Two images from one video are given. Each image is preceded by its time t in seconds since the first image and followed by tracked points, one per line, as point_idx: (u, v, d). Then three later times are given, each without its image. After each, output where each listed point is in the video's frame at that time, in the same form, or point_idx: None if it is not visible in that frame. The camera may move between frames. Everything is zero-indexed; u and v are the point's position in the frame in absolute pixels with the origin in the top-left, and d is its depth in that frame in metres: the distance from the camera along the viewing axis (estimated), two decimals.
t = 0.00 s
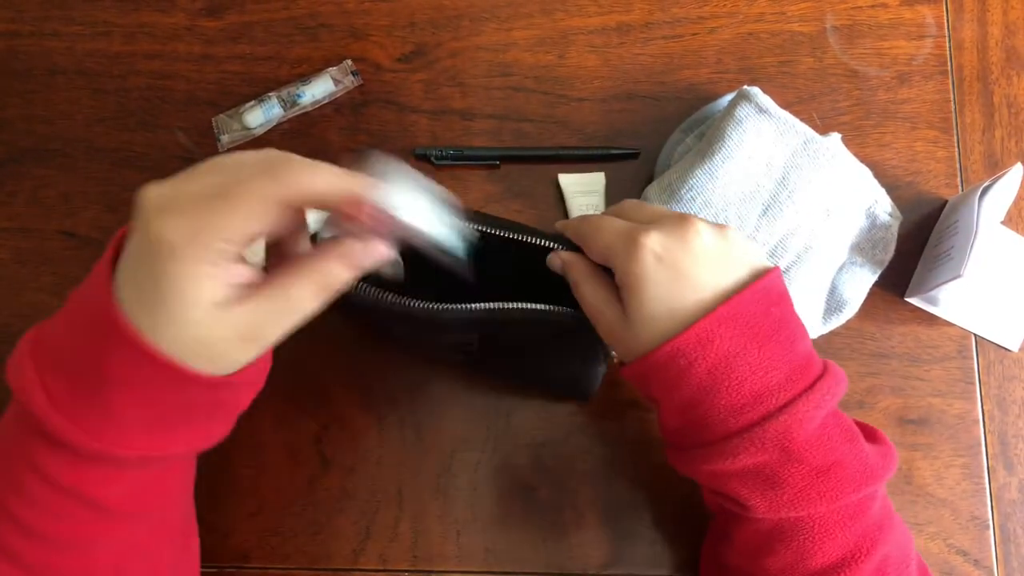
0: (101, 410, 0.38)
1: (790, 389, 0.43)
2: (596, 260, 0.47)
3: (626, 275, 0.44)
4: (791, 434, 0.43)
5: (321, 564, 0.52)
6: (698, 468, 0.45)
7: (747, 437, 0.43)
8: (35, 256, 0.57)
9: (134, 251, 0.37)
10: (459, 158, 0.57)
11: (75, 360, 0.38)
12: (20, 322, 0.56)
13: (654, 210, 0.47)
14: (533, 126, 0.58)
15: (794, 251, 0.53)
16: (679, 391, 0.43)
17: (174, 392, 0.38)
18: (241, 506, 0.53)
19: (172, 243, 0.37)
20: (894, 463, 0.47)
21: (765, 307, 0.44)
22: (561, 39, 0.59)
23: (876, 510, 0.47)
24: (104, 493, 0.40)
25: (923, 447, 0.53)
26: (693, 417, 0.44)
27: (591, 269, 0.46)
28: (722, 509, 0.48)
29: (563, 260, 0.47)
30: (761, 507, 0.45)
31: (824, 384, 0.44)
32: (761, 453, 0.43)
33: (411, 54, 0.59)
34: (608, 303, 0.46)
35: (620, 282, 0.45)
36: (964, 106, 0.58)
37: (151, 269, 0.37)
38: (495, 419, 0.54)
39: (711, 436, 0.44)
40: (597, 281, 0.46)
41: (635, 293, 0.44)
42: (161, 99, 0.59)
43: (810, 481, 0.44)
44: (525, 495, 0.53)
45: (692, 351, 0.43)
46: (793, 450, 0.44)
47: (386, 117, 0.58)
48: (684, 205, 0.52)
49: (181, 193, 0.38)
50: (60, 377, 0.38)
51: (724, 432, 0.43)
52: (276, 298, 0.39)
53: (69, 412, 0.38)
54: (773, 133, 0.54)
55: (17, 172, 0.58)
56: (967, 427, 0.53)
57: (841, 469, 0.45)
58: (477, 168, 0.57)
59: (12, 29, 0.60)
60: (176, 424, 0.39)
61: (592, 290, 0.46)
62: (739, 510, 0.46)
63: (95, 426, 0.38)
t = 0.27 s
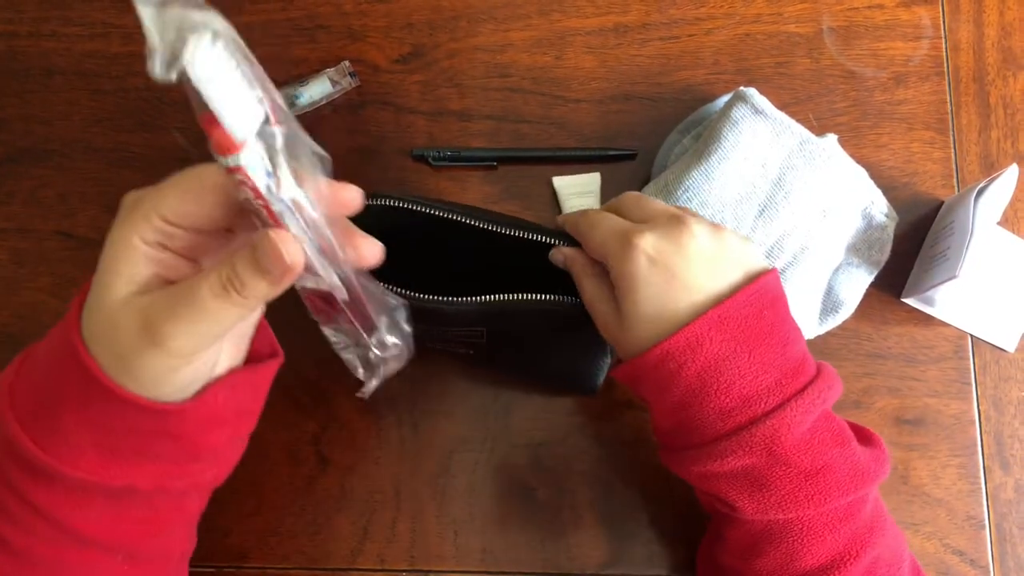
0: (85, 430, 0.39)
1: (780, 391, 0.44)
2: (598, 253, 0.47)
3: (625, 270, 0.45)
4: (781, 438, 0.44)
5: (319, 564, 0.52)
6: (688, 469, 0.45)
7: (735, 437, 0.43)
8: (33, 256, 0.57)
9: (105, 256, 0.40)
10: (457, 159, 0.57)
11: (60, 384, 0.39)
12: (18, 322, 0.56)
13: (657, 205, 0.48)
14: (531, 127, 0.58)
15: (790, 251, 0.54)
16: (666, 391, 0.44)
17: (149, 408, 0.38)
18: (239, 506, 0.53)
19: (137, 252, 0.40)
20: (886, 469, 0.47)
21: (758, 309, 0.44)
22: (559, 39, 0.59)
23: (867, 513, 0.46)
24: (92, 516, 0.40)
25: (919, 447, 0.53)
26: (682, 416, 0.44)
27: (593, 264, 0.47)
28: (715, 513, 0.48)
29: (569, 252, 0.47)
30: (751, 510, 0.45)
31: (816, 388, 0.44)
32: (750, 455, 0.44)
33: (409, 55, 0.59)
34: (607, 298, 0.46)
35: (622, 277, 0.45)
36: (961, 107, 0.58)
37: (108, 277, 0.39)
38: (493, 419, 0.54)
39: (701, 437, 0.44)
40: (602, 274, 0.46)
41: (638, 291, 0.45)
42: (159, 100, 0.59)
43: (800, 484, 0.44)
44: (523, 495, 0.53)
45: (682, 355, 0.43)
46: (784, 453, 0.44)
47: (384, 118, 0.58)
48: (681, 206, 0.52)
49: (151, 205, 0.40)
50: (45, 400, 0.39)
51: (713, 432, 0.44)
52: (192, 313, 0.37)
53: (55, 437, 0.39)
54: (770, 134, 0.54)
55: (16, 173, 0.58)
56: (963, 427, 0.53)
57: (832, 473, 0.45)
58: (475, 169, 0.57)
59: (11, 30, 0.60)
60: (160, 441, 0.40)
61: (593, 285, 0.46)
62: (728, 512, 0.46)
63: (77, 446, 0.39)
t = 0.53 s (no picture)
0: (116, 469, 0.41)
1: (771, 424, 0.44)
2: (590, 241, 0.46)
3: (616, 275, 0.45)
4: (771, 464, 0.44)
5: (318, 564, 0.52)
6: (681, 498, 0.46)
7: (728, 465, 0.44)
8: (31, 255, 0.57)
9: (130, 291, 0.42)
10: (456, 157, 0.57)
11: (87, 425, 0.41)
12: (15, 322, 0.56)
13: (658, 207, 0.46)
14: (530, 125, 0.58)
15: (789, 250, 0.54)
16: (659, 421, 0.44)
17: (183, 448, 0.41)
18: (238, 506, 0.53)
19: (165, 288, 0.42)
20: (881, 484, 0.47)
21: (755, 337, 0.44)
22: (558, 37, 0.59)
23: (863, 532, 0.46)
24: (124, 550, 0.43)
25: (920, 447, 0.53)
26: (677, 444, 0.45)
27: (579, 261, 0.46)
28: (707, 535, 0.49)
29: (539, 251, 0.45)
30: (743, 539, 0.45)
31: (808, 418, 0.44)
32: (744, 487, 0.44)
33: (408, 53, 0.59)
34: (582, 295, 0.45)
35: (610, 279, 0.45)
36: (961, 105, 0.58)
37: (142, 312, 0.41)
38: (491, 419, 0.54)
39: (695, 467, 0.45)
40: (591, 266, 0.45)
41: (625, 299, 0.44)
42: (157, 98, 0.59)
43: (794, 510, 0.44)
44: (522, 495, 0.53)
45: (673, 387, 0.43)
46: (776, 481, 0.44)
47: (382, 116, 0.58)
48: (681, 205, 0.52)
49: (175, 233, 0.42)
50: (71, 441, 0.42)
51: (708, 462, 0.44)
52: (234, 352, 0.39)
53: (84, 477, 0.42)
54: (769, 132, 0.53)
55: (13, 172, 0.58)
56: (964, 427, 0.53)
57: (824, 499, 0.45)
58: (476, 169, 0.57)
59: (8, 28, 0.60)
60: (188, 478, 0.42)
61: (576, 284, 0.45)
62: (720, 540, 0.47)
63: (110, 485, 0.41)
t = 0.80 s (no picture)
0: (144, 479, 0.42)
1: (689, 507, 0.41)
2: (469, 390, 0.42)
3: (503, 424, 0.41)
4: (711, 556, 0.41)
5: (314, 563, 0.52)
6: None
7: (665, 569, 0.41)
8: (29, 255, 0.57)
9: (146, 300, 0.44)
10: (452, 158, 0.57)
11: (112, 439, 0.42)
12: (13, 321, 0.56)
13: (560, 317, 0.43)
14: (526, 126, 0.58)
15: (783, 251, 0.54)
16: (592, 543, 0.41)
17: (211, 455, 0.42)
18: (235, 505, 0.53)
19: (183, 296, 0.43)
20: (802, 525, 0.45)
21: (648, 439, 0.41)
22: (554, 38, 0.59)
23: None
24: (148, 556, 0.45)
25: (914, 446, 0.53)
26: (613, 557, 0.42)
27: (468, 390, 0.42)
28: None
29: (434, 376, 0.43)
30: None
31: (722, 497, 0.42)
32: None
33: (404, 54, 0.59)
34: (479, 443, 0.41)
35: (507, 421, 0.41)
36: (955, 105, 0.58)
37: (165, 320, 0.43)
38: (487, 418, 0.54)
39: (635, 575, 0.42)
40: (480, 403, 0.42)
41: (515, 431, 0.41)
42: (154, 99, 0.59)
43: None
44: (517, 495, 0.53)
45: (607, 510, 0.40)
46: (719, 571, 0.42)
47: (378, 117, 0.58)
48: (675, 205, 0.52)
49: (186, 243, 0.45)
50: (95, 454, 0.43)
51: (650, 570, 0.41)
52: (262, 350, 0.41)
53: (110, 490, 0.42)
54: (763, 133, 0.54)
55: (11, 172, 0.58)
56: (958, 426, 0.53)
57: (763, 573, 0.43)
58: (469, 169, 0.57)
59: (6, 29, 0.60)
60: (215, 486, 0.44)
61: (487, 416, 0.41)
62: None
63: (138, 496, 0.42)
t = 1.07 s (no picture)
0: (176, 486, 0.42)
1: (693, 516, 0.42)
2: (485, 383, 0.41)
3: (519, 425, 0.41)
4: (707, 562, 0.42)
5: (318, 564, 0.52)
6: None
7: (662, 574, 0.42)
8: (30, 255, 0.57)
9: (187, 306, 0.43)
10: (457, 157, 0.57)
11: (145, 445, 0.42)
12: (15, 322, 0.56)
13: (574, 331, 0.42)
14: (531, 125, 0.58)
15: (790, 250, 0.53)
16: (588, 548, 0.42)
17: (245, 465, 0.42)
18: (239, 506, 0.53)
19: (228, 306, 0.43)
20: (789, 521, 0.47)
21: (653, 451, 0.41)
22: (558, 37, 0.59)
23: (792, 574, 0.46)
24: (172, 560, 0.44)
25: (921, 447, 0.53)
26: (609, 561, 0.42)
27: (483, 380, 0.41)
28: None
29: (458, 333, 0.42)
30: None
31: (723, 514, 0.43)
32: None
33: (408, 52, 0.59)
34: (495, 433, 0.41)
35: (520, 422, 0.41)
36: (962, 105, 0.58)
37: (211, 329, 0.42)
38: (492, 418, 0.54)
39: None
40: (495, 400, 0.41)
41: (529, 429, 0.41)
42: (157, 98, 0.59)
43: None
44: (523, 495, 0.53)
45: (610, 513, 0.40)
46: None
47: (383, 116, 0.58)
48: (681, 204, 0.52)
49: (237, 251, 0.44)
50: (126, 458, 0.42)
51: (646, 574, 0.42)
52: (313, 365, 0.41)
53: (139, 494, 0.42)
54: (770, 132, 0.53)
55: (12, 172, 0.58)
56: (964, 426, 0.53)
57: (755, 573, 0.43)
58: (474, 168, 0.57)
59: (8, 28, 0.60)
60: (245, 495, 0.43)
61: (500, 418, 0.41)
62: None
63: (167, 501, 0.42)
